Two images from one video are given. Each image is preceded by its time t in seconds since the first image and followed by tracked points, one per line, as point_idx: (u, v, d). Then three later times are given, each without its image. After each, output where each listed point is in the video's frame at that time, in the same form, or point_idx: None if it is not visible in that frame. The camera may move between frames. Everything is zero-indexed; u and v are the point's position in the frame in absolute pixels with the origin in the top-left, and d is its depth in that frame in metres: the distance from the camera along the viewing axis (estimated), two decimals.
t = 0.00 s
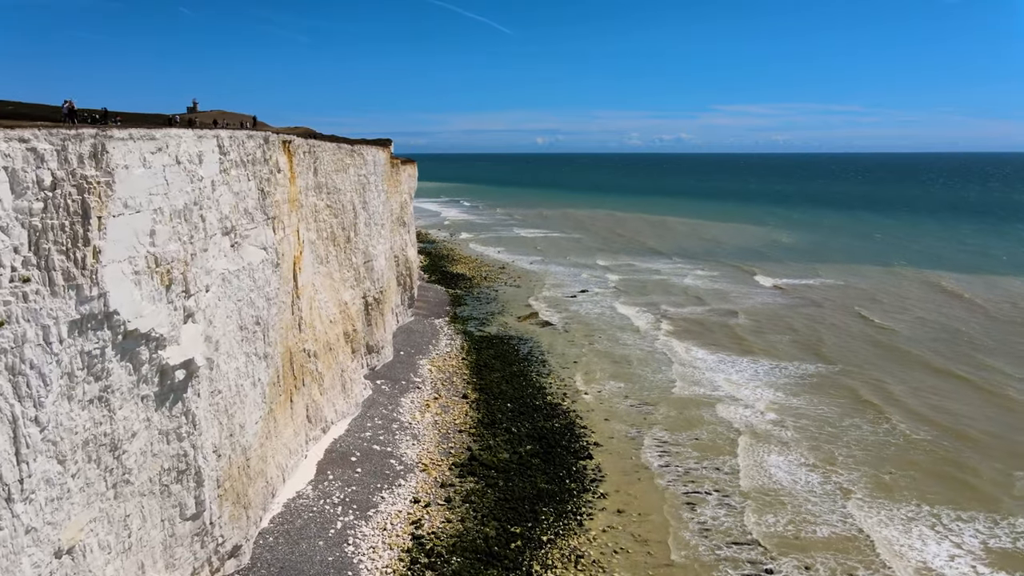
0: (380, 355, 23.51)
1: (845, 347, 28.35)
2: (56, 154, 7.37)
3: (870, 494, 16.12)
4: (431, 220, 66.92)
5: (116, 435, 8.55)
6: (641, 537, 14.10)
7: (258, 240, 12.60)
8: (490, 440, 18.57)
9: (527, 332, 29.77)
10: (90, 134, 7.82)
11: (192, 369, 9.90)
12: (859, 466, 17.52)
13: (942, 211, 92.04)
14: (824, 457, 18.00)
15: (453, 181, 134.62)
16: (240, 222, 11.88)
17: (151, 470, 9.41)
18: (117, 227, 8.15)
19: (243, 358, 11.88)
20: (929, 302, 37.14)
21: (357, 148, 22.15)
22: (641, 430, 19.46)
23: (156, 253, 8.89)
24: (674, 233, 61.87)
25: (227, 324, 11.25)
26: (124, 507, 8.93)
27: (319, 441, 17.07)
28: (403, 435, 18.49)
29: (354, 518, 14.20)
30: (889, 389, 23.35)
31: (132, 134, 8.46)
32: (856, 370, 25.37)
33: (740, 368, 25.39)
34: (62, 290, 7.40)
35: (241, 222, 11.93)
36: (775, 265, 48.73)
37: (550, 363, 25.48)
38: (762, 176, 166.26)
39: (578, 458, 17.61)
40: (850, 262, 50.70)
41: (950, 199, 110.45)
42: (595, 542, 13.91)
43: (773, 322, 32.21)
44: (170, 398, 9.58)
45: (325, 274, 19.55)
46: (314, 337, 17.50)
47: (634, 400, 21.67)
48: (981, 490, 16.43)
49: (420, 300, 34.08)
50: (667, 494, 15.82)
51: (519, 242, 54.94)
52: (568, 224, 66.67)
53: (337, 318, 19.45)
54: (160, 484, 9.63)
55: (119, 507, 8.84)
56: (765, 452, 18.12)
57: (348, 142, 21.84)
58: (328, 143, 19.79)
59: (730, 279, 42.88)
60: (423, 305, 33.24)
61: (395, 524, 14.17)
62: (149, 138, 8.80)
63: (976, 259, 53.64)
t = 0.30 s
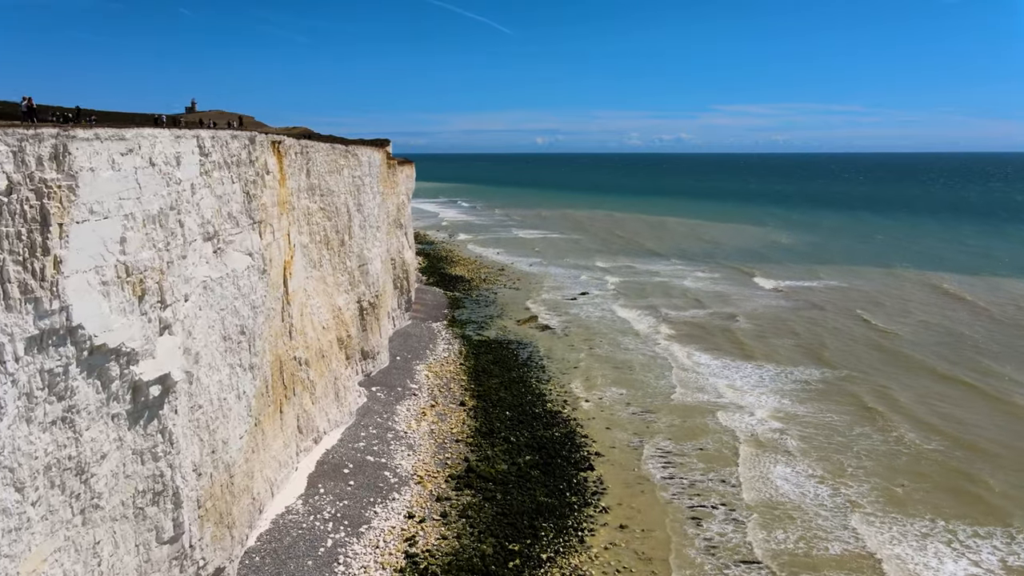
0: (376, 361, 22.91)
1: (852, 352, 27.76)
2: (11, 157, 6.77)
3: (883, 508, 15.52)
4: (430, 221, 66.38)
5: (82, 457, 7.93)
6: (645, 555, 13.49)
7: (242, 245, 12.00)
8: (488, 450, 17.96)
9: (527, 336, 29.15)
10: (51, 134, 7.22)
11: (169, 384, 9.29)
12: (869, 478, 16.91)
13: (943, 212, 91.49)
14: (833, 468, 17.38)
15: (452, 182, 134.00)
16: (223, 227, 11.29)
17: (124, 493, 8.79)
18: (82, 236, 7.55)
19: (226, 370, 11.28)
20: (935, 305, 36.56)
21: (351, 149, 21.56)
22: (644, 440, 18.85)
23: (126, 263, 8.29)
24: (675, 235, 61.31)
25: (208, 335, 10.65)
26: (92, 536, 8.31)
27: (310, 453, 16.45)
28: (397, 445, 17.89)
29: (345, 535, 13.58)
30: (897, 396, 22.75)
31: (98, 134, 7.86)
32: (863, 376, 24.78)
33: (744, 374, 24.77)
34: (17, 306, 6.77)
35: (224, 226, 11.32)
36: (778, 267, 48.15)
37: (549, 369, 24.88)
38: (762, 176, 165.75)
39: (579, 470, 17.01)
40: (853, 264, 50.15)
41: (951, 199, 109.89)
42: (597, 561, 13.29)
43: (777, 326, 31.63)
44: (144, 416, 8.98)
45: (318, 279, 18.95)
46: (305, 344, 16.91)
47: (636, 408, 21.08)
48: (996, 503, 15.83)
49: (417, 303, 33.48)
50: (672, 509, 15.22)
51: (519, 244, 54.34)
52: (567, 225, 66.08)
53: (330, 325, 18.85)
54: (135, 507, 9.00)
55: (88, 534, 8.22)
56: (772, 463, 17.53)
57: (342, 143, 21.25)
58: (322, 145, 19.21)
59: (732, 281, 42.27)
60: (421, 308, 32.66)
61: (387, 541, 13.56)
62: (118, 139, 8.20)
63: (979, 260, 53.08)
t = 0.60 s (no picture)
0: (370, 367, 22.29)
1: (857, 357, 27.18)
2: None
3: (895, 523, 14.94)
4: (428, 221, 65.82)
5: (43, 484, 7.32)
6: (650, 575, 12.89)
7: (225, 251, 11.41)
8: (485, 461, 17.36)
9: (525, 341, 28.55)
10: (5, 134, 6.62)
11: (142, 401, 8.69)
12: (881, 490, 16.32)
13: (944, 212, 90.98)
14: (843, 480, 16.78)
15: (448, 181, 133.54)
16: (204, 232, 10.69)
17: (93, 519, 8.18)
18: (42, 245, 6.95)
19: (207, 383, 10.68)
20: (940, 307, 36.01)
21: (346, 150, 20.95)
22: (647, 449, 18.26)
23: (92, 272, 7.69)
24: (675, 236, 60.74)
25: (187, 347, 10.04)
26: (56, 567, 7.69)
27: (300, 465, 15.84)
28: (391, 456, 17.28)
29: (336, 554, 12.99)
30: (904, 403, 22.18)
31: (58, 134, 7.26)
32: (869, 382, 24.19)
33: (748, 380, 24.16)
34: None
35: (204, 231, 10.72)
36: (780, 269, 47.55)
37: (549, 375, 24.27)
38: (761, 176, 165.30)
39: (579, 483, 16.41)
40: (855, 265, 49.60)
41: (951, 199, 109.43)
42: None
43: (781, 329, 31.05)
44: (115, 436, 8.38)
45: (310, 283, 18.35)
46: (296, 352, 16.31)
47: (639, 416, 20.48)
48: (1013, 517, 15.25)
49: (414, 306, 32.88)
50: (676, 524, 14.62)
51: (518, 245, 53.74)
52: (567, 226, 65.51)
53: (322, 331, 18.24)
54: (105, 534, 8.39)
55: (51, 564, 7.61)
56: (780, 474, 16.93)
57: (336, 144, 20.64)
58: (314, 146, 18.60)
59: (734, 283, 41.69)
60: (418, 311, 32.07)
61: (379, 559, 12.97)
62: (82, 139, 7.60)
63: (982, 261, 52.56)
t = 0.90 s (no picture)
0: (364, 373, 21.69)
1: (863, 361, 26.61)
2: None
3: (909, 539, 14.35)
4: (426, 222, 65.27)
5: None
6: None
7: (206, 257, 10.82)
8: (483, 472, 16.75)
9: (524, 345, 27.95)
10: None
11: (111, 421, 8.09)
12: (892, 504, 15.73)
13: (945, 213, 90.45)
14: (853, 493, 16.17)
15: (447, 181, 133.10)
16: (182, 237, 10.09)
17: (56, 549, 7.57)
18: None
19: (186, 397, 10.08)
20: (945, 310, 35.45)
21: (339, 150, 20.35)
22: (650, 460, 17.66)
23: (51, 284, 7.10)
24: (676, 236, 60.19)
25: (163, 360, 9.44)
26: None
27: (290, 478, 15.24)
28: (385, 467, 16.67)
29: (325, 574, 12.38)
30: (913, 411, 21.59)
31: (10, 134, 6.67)
32: (876, 388, 23.62)
33: (753, 386, 23.57)
34: None
35: (183, 237, 10.12)
36: (782, 270, 46.97)
37: (548, 381, 23.68)
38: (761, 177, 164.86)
39: (580, 496, 15.81)
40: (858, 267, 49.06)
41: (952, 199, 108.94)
42: None
43: (785, 333, 30.47)
44: (81, 459, 7.77)
45: (302, 288, 17.73)
46: (286, 360, 15.70)
47: (641, 424, 19.88)
48: None
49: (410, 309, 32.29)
50: (681, 541, 14.02)
51: (517, 246, 53.16)
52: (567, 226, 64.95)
53: (314, 337, 17.64)
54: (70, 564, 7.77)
55: None
56: (789, 487, 16.33)
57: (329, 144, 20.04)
58: (306, 146, 17.99)
59: (736, 285, 41.12)
60: (415, 315, 31.50)
61: None
62: (38, 139, 7.00)
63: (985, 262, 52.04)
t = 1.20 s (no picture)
0: (359, 380, 21.09)
1: (870, 367, 26.03)
2: None
3: (924, 557, 13.75)
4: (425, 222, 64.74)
5: None
6: None
7: (185, 264, 10.22)
8: (480, 485, 16.14)
9: (524, 349, 27.34)
10: None
11: (75, 443, 7.49)
12: (904, 518, 15.13)
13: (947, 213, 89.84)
14: (864, 507, 15.57)
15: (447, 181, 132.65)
16: (158, 243, 9.49)
17: None
18: None
19: (162, 413, 9.47)
20: (951, 313, 34.86)
21: (332, 150, 19.76)
22: (653, 471, 17.06)
23: (4, 298, 6.50)
24: (677, 237, 59.65)
25: (135, 375, 8.83)
26: None
27: (280, 491, 14.63)
28: (378, 479, 16.07)
29: None
30: (921, 419, 20.99)
31: None
32: (884, 395, 23.02)
33: (757, 392, 22.96)
34: None
35: (158, 243, 9.53)
36: (784, 272, 46.38)
37: (547, 387, 23.08)
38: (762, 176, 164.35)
39: (581, 510, 15.19)
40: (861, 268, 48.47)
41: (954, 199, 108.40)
42: None
43: (789, 337, 29.89)
44: (41, 486, 7.17)
45: (293, 293, 17.14)
46: (276, 369, 15.10)
47: (644, 433, 19.28)
48: None
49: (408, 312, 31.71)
50: (687, 559, 13.42)
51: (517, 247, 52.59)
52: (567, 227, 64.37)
53: (305, 344, 17.05)
54: None
55: None
56: (797, 500, 15.74)
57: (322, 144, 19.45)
58: (298, 146, 17.39)
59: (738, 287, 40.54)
60: (413, 318, 30.90)
61: None
62: None
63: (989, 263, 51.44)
